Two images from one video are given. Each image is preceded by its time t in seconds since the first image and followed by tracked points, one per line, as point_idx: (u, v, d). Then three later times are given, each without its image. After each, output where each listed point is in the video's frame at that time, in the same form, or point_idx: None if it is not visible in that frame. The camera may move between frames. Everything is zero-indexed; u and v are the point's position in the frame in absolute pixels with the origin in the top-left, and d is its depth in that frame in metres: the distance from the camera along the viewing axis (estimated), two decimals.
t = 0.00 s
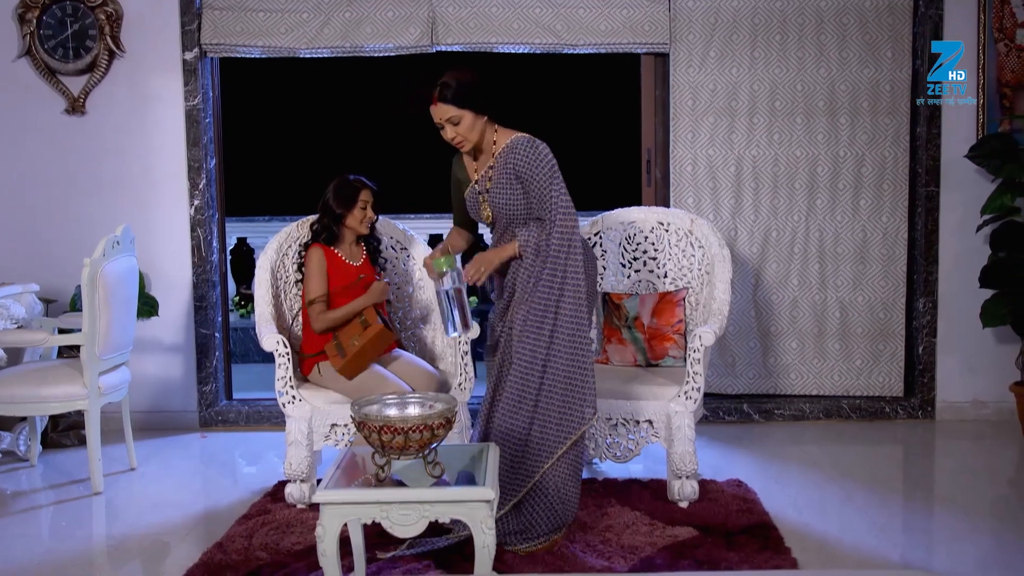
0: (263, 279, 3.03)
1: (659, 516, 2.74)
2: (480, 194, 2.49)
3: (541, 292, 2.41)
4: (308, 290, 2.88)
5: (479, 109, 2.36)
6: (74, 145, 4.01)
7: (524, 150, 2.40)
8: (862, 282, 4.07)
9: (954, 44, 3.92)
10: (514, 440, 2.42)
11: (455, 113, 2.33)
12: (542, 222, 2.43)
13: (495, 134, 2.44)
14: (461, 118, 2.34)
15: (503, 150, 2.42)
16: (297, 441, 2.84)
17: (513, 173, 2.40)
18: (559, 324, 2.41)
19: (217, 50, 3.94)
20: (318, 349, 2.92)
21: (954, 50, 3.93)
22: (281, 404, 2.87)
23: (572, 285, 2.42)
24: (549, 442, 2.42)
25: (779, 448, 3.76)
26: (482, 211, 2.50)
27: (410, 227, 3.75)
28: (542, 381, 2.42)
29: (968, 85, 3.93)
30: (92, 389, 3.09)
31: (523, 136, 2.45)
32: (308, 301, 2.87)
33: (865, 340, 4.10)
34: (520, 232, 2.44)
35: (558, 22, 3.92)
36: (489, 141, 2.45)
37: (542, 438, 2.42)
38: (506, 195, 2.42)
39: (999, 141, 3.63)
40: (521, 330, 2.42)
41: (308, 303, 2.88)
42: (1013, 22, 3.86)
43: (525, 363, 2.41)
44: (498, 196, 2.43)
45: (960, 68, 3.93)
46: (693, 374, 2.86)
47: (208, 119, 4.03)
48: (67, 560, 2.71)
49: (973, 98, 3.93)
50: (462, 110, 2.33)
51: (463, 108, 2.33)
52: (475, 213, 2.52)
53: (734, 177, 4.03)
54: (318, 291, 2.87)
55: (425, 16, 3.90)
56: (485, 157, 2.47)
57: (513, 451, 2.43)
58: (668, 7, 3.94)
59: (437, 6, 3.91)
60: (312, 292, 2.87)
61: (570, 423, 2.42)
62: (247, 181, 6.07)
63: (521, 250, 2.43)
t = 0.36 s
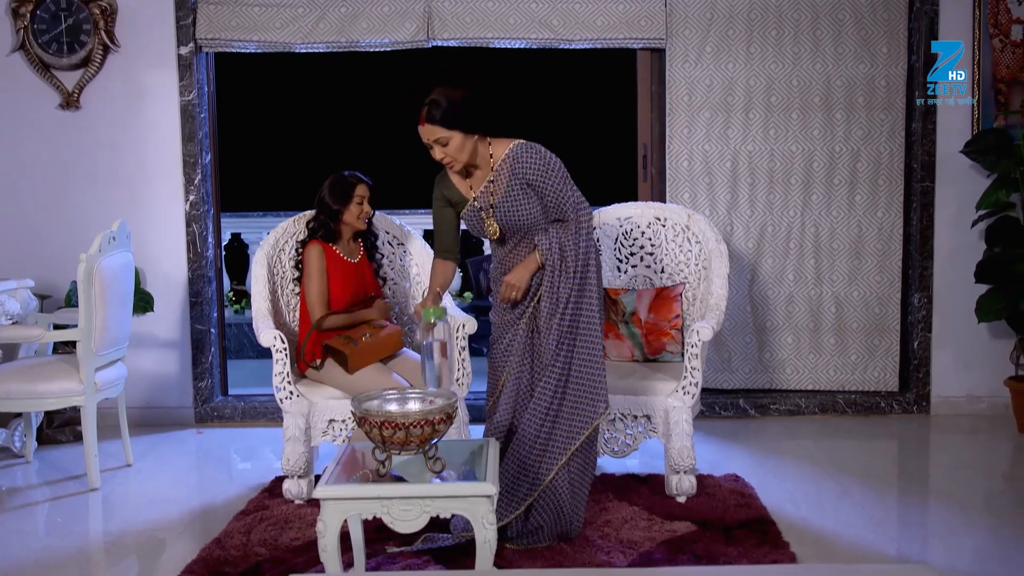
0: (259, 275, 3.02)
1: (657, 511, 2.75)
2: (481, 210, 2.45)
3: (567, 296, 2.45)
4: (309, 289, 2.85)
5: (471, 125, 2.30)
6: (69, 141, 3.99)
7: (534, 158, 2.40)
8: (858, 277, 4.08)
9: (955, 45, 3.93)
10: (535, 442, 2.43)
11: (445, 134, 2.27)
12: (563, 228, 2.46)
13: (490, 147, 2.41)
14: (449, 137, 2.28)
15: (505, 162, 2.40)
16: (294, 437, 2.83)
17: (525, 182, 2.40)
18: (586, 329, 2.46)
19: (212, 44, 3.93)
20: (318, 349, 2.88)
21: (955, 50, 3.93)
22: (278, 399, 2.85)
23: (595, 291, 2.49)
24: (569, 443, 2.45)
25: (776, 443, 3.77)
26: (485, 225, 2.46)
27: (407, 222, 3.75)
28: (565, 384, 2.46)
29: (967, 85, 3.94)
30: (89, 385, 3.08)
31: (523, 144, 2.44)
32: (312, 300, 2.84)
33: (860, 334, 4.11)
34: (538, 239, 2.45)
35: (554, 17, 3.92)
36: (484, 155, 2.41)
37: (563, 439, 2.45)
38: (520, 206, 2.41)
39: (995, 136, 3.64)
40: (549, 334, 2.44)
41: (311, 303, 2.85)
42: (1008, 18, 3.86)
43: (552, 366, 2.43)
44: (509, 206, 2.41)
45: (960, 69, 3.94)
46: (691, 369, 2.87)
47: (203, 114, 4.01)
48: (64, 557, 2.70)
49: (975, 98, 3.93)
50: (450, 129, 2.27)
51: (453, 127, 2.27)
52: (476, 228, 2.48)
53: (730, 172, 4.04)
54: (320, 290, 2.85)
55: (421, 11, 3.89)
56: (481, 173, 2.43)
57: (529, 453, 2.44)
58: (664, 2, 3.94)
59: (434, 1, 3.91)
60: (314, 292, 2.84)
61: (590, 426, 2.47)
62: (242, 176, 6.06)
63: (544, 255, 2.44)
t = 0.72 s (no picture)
0: (256, 271, 3.02)
1: (655, 506, 2.75)
2: (481, 225, 2.44)
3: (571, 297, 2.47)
4: (312, 285, 2.83)
5: (462, 144, 2.29)
6: (63, 135, 3.97)
7: (533, 166, 2.41)
8: (853, 272, 4.09)
9: (954, 45, 3.94)
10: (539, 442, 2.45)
11: (435, 157, 2.27)
12: (565, 229, 2.48)
13: (486, 161, 2.40)
14: (437, 161, 2.27)
15: (504, 174, 2.40)
16: (292, 432, 2.83)
17: (526, 191, 2.40)
18: (590, 330, 2.49)
19: (207, 39, 3.90)
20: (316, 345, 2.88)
21: (954, 50, 3.95)
22: (275, 395, 2.84)
23: (596, 292, 2.53)
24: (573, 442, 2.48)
25: (771, 438, 3.78)
26: (485, 238, 2.45)
27: (403, 218, 3.74)
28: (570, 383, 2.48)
29: (967, 84, 3.95)
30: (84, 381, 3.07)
31: (519, 154, 2.44)
32: (314, 294, 2.83)
33: (855, 329, 4.12)
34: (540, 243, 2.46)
35: (550, 12, 3.91)
36: (481, 170, 2.40)
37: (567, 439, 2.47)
38: (522, 216, 2.41)
39: (989, 132, 3.65)
40: (554, 334, 2.46)
41: (314, 299, 2.83)
42: (1003, 13, 3.87)
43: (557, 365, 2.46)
44: (510, 218, 2.40)
45: (960, 68, 3.94)
46: (688, 364, 2.88)
47: (198, 109, 4.00)
48: (61, 553, 2.69)
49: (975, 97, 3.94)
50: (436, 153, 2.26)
51: (441, 150, 2.25)
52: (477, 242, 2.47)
53: (725, 167, 4.04)
54: (323, 286, 2.84)
55: (417, 6, 3.88)
56: (478, 189, 2.42)
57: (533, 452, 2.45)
58: None
59: None
60: (318, 287, 2.83)
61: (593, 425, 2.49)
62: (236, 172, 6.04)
63: (547, 256, 2.45)
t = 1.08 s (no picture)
0: (251, 267, 3.01)
1: (651, 502, 2.76)
2: (478, 228, 2.44)
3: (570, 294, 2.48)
4: (310, 281, 2.83)
5: (451, 156, 2.27)
6: (56, 132, 3.95)
7: (528, 169, 2.39)
8: (847, 268, 4.10)
9: (953, 44, 3.95)
10: (540, 438, 2.46)
11: (421, 171, 2.27)
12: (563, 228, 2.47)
13: (479, 169, 2.37)
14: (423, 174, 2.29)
15: (497, 180, 2.37)
16: (288, 429, 2.82)
17: (522, 195, 2.39)
18: (589, 327, 2.50)
19: (201, 35, 3.89)
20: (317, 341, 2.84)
21: (953, 49, 3.95)
22: (271, 391, 2.84)
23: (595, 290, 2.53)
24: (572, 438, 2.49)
25: (766, 433, 3.79)
26: (484, 241, 2.44)
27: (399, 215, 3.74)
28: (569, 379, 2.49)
29: (966, 83, 3.95)
30: (79, 378, 3.06)
31: (514, 156, 2.41)
32: (312, 292, 2.82)
33: (849, 325, 4.14)
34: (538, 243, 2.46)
35: (544, 8, 3.91)
36: (474, 178, 2.38)
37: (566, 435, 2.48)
38: (521, 218, 2.40)
39: (984, 128, 3.66)
40: (553, 330, 2.46)
41: (312, 295, 2.82)
42: (997, 10, 3.87)
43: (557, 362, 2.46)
44: (506, 221, 2.39)
45: (960, 68, 3.95)
46: (685, 360, 2.89)
47: (192, 105, 3.98)
48: (56, 551, 2.68)
49: (972, 97, 3.95)
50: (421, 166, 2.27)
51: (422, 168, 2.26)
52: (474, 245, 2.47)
53: (720, 163, 4.05)
54: (321, 282, 2.83)
55: (412, 2, 3.87)
56: (473, 195, 2.41)
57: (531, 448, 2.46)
58: None
59: None
60: (316, 284, 2.82)
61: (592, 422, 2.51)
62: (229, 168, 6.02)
63: (546, 255, 2.45)
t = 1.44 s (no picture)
0: (248, 264, 3.01)
1: (650, 499, 2.76)
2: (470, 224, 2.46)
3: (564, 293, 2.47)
4: (305, 279, 2.81)
5: (439, 156, 2.27)
6: (50, 129, 3.93)
7: (518, 169, 2.37)
8: (842, 265, 4.12)
9: (953, 44, 3.96)
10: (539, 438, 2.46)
11: (410, 169, 2.28)
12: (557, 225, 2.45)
13: (469, 168, 2.37)
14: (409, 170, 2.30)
15: (486, 181, 2.36)
16: (287, 427, 2.82)
17: (511, 195, 2.37)
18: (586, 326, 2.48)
19: (197, 32, 3.89)
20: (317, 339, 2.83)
21: (953, 49, 3.96)
22: (269, 389, 2.84)
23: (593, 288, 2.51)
24: (572, 437, 2.48)
25: (763, 430, 3.80)
26: (479, 237, 2.47)
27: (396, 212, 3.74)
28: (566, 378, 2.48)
29: (959, 74, 3.97)
30: (75, 375, 3.05)
31: (505, 155, 2.39)
32: (309, 290, 2.80)
33: (845, 323, 4.15)
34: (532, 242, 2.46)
35: (541, 5, 3.90)
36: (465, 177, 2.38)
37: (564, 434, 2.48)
38: (511, 218, 2.39)
39: (979, 125, 3.68)
40: (549, 329, 2.46)
41: (307, 294, 2.81)
42: (992, 8, 3.88)
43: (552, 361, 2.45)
44: (496, 222, 2.40)
45: (960, 68, 3.97)
46: (683, 357, 2.90)
47: (187, 102, 3.97)
48: (53, 549, 2.67)
49: (967, 96, 3.96)
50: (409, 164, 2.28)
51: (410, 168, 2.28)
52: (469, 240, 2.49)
53: (716, 161, 4.05)
54: (317, 281, 2.81)
55: None
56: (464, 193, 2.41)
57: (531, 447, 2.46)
58: None
59: None
60: (312, 282, 2.80)
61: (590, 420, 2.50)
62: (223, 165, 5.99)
63: (538, 254, 2.46)
